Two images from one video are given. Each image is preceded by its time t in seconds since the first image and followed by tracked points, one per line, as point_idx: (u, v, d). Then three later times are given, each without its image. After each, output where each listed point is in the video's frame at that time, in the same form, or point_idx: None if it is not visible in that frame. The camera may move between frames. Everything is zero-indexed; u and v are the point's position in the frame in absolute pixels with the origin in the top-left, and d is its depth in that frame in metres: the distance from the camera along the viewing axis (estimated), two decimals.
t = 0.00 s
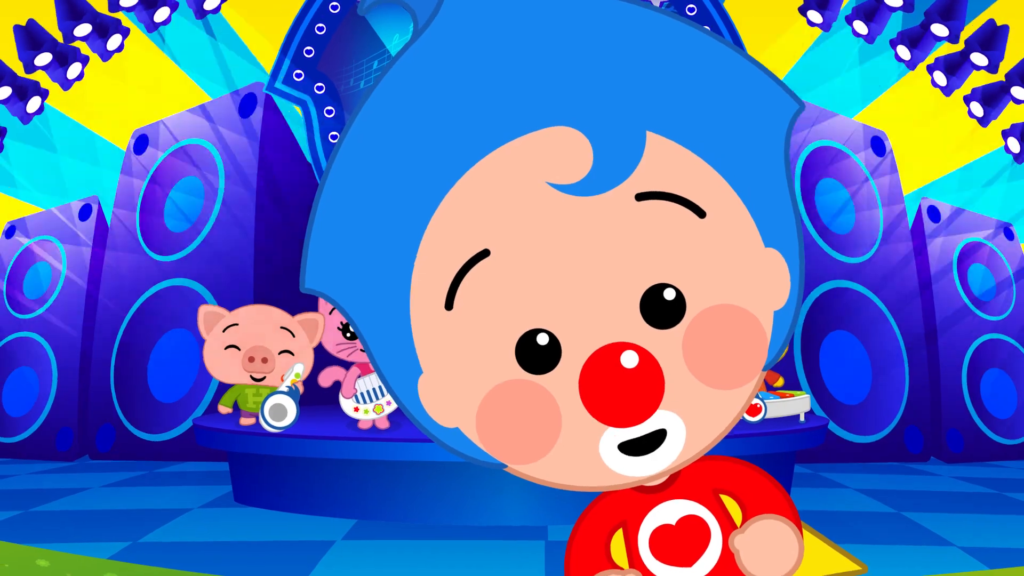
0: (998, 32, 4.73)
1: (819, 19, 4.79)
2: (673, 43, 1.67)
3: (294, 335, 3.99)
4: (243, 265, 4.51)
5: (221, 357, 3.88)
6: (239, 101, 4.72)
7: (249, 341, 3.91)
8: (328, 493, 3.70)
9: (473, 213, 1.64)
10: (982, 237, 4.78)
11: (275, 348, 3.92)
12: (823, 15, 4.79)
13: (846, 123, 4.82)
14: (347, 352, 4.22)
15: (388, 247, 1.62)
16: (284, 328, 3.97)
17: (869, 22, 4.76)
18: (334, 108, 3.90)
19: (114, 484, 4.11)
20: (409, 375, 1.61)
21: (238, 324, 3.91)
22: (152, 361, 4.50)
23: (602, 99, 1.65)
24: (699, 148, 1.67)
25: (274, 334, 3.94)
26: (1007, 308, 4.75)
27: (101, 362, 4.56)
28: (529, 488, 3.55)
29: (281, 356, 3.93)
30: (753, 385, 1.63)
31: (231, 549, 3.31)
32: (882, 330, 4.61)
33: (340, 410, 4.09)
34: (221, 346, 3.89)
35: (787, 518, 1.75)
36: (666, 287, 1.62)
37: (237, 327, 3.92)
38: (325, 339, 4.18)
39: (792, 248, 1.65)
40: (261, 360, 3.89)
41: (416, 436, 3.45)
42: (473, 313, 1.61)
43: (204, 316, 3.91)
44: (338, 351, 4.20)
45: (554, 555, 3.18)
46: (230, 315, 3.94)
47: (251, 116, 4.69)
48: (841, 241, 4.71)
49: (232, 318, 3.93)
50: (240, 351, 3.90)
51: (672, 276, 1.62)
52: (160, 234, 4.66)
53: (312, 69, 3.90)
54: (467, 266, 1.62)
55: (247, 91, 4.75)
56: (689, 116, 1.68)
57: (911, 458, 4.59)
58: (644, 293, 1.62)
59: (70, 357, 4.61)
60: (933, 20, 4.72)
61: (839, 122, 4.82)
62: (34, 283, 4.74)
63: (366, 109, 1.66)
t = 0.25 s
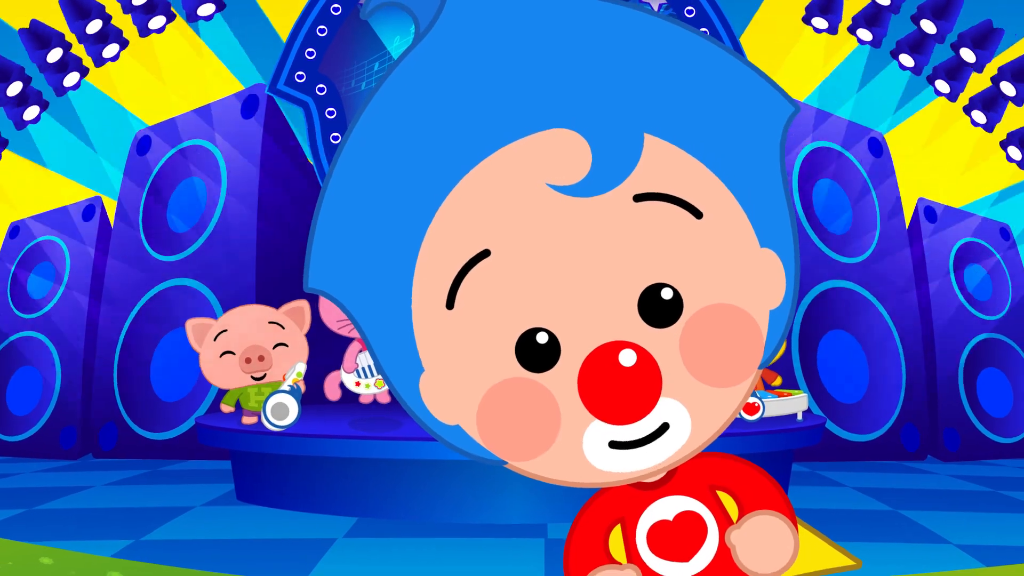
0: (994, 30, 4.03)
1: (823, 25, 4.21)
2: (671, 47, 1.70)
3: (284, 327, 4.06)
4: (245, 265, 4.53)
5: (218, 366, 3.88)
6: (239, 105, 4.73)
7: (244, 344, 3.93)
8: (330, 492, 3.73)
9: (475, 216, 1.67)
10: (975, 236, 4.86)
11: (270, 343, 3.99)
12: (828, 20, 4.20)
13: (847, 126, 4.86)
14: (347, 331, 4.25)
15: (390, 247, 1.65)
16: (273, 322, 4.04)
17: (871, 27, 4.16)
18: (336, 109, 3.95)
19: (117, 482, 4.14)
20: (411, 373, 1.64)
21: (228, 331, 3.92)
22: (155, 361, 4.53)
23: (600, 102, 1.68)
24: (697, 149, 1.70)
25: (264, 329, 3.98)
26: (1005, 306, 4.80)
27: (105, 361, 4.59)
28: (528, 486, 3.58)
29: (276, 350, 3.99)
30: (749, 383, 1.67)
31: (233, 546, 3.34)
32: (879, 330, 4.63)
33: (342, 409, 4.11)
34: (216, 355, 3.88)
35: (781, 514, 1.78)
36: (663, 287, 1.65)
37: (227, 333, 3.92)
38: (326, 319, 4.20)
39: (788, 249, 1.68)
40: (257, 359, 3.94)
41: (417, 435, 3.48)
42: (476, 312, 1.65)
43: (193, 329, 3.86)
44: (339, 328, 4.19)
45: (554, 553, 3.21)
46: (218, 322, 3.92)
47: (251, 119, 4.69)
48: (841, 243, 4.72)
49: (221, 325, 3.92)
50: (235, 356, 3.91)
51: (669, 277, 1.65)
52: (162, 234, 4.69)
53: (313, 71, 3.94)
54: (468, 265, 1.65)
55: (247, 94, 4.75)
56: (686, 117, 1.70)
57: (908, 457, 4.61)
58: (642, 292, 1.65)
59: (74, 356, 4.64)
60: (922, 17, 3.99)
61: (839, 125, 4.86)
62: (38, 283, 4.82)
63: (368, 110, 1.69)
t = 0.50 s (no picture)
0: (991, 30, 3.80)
1: (826, 29, 3.81)
2: (662, 51, 1.73)
3: (296, 332, 4.02)
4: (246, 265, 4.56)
5: (224, 356, 3.92)
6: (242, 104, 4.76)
7: (253, 340, 3.94)
8: (331, 490, 3.76)
9: (475, 217, 1.70)
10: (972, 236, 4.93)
11: (278, 346, 3.96)
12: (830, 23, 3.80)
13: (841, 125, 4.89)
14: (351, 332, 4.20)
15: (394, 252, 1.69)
16: (285, 326, 4.00)
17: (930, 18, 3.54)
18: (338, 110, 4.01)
19: (120, 480, 4.17)
20: (413, 369, 1.68)
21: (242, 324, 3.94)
22: (157, 359, 4.56)
23: (598, 104, 1.71)
24: (692, 150, 1.73)
25: (275, 331, 3.97)
26: (999, 305, 4.87)
27: (108, 360, 4.63)
28: (528, 484, 3.61)
29: (283, 353, 3.96)
30: (745, 382, 1.69)
31: (235, 544, 3.37)
32: (876, 329, 4.67)
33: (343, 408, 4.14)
34: (225, 346, 3.93)
35: (777, 509, 1.80)
36: (663, 287, 1.67)
37: (241, 327, 3.94)
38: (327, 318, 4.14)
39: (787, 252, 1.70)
40: (264, 358, 3.93)
41: (417, 434, 3.51)
42: (480, 310, 1.68)
43: (208, 317, 3.96)
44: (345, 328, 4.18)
45: (553, 550, 3.24)
46: (231, 315, 3.97)
47: (255, 119, 4.69)
48: (837, 242, 4.75)
49: (235, 318, 3.96)
50: (242, 350, 3.93)
51: (666, 276, 1.68)
52: (166, 234, 4.72)
53: (315, 72, 3.97)
54: (470, 265, 1.68)
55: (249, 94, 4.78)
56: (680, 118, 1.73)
57: (905, 455, 4.64)
58: (642, 292, 1.68)
59: (77, 355, 4.67)
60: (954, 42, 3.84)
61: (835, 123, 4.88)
62: (43, 282, 4.87)
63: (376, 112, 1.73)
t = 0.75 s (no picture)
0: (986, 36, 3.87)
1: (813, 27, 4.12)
2: (718, 39, 1.72)
3: (300, 333, 4.01)
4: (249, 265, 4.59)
5: (229, 355, 3.93)
6: (245, 105, 4.77)
7: (256, 339, 3.95)
8: (332, 488, 3.79)
9: (527, 211, 1.72)
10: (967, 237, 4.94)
11: (282, 346, 3.97)
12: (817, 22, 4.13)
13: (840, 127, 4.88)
14: (351, 356, 4.01)
15: (443, 227, 1.71)
16: (290, 326, 4.00)
17: (935, 27, 3.85)
18: (338, 112, 4.09)
19: (124, 478, 4.20)
20: (443, 323, 1.71)
21: (245, 323, 3.95)
22: (161, 359, 4.60)
23: (664, 97, 1.70)
24: (751, 162, 1.72)
25: (279, 331, 3.97)
26: (994, 303, 4.90)
27: (112, 359, 4.66)
28: (527, 482, 3.65)
29: (287, 354, 3.97)
30: (761, 405, 1.67)
31: (237, 542, 3.40)
32: (873, 330, 4.70)
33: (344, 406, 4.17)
34: (229, 345, 3.95)
35: (774, 507, 1.76)
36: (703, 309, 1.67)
37: (244, 326, 3.95)
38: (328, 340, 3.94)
39: (825, 284, 1.68)
40: (267, 357, 3.95)
41: (418, 432, 3.54)
42: (525, 288, 1.69)
43: (212, 315, 3.95)
44: (345, 355, 3.97)
45: (552, 548, 3.27)
46: (237, 313, 3.98)
47: (258, 120, 4.71)
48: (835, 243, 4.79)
49: (239, 316, 3.97)
50: (246, 349, 3.94)
51: (670, 279, 1.70)
52: (170, 233, 4.75)
53: (316, 74, 4.08)
54: (522, 249, 1.70)
55: (253, 95, 4.79)
56: (733, 121, 1.71)
57: (901, 453, 4.68)
58: (682, 308, 1.68)
59: (81, 353, 4.70)
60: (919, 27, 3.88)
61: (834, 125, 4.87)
62: (48, 282, 4.89)
63: (450, 82, 1.74)
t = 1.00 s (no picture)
0: (980, 37, 4.42)
1: (814, 30, 4.35)
2: (717, 45, 1.67)
3: (290, 325, 4.09)
4: (251, 265, 4.63)
5: (226, 362, 3.95)
6: (247, 107, 4.81)
7: (251, 341, 3.98)
8: (334, 486, 3.83)
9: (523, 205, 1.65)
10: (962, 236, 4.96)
11: (276, 341, 4.03)
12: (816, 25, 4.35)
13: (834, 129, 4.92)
14: (352, 324, 4.11)
15: (436, 227, 1.64)
16: (279, 321, 4.07)
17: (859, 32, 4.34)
18: (339, 113, 4.21)
19: (128, 476, 4.24)
20: (443, 328, 1.64)
21: (237, 328, 3.96)
22: (164, 358, 4.63)
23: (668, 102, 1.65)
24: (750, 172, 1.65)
25: (271, 327, 4.03)
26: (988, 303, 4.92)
27: (116, 359, 4.69)
28: (527, 479, 3.68)
29: (282, 347, 4.04)
30: (752, 407, 1.61)
31: (239, 539, 3.43)
32: (869, 330, 4.73)
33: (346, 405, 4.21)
34: (224, 352, 3.94)
35: (767, 501, 1.67)
36: (693, 299, 1.59)
37: (236, 331, 3.96)
38: (331, 306, 4.03)
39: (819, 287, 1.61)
40: (264, 356, 4.00)
41: (420, 431, 3.58)
42: (524, 293, 1.62)
43: (201, 328, 3.94)
44: (344, 321, 4.08)
45: (551, 545, 3.31)
46: (225, 321, 3.97)
47: (261, 122, 4.76)
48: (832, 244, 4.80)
49: (229, 323, 3.96)
50: (242, 353, 3.97)
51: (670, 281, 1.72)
52: (173, 234, 4.79)
53: (317, 76, 4.21)
54: (517, 256, 1.63)
55: (255, 98, 4.83)
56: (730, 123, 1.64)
57: (898, 452, 4.71)
58: (671, 304, 1.59)
59: (85, 352, 4.73)
60: (913, 26, 4.27)
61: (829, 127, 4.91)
62: (52, 281, 4.90)
63: (454, 83, 1.68)
